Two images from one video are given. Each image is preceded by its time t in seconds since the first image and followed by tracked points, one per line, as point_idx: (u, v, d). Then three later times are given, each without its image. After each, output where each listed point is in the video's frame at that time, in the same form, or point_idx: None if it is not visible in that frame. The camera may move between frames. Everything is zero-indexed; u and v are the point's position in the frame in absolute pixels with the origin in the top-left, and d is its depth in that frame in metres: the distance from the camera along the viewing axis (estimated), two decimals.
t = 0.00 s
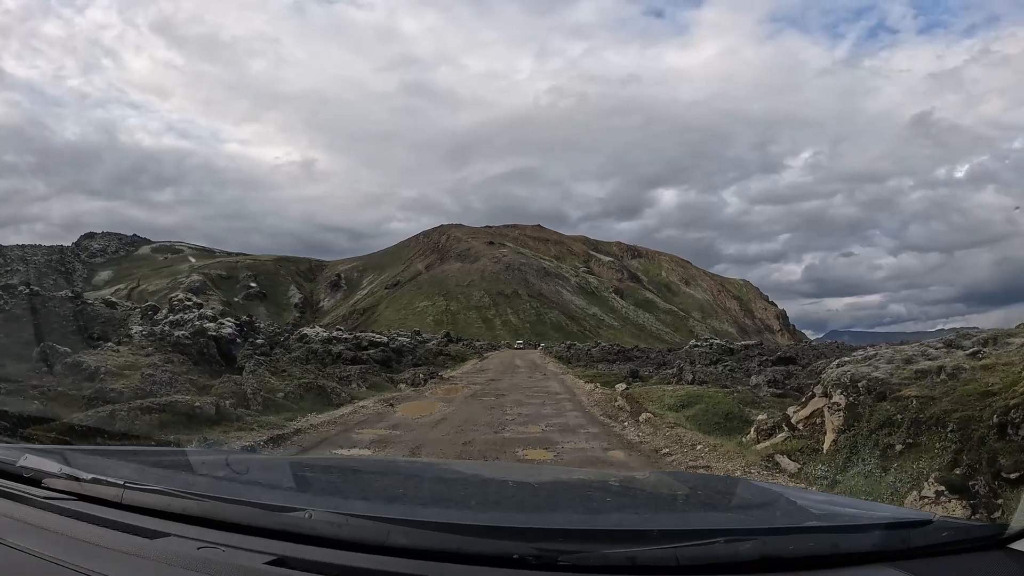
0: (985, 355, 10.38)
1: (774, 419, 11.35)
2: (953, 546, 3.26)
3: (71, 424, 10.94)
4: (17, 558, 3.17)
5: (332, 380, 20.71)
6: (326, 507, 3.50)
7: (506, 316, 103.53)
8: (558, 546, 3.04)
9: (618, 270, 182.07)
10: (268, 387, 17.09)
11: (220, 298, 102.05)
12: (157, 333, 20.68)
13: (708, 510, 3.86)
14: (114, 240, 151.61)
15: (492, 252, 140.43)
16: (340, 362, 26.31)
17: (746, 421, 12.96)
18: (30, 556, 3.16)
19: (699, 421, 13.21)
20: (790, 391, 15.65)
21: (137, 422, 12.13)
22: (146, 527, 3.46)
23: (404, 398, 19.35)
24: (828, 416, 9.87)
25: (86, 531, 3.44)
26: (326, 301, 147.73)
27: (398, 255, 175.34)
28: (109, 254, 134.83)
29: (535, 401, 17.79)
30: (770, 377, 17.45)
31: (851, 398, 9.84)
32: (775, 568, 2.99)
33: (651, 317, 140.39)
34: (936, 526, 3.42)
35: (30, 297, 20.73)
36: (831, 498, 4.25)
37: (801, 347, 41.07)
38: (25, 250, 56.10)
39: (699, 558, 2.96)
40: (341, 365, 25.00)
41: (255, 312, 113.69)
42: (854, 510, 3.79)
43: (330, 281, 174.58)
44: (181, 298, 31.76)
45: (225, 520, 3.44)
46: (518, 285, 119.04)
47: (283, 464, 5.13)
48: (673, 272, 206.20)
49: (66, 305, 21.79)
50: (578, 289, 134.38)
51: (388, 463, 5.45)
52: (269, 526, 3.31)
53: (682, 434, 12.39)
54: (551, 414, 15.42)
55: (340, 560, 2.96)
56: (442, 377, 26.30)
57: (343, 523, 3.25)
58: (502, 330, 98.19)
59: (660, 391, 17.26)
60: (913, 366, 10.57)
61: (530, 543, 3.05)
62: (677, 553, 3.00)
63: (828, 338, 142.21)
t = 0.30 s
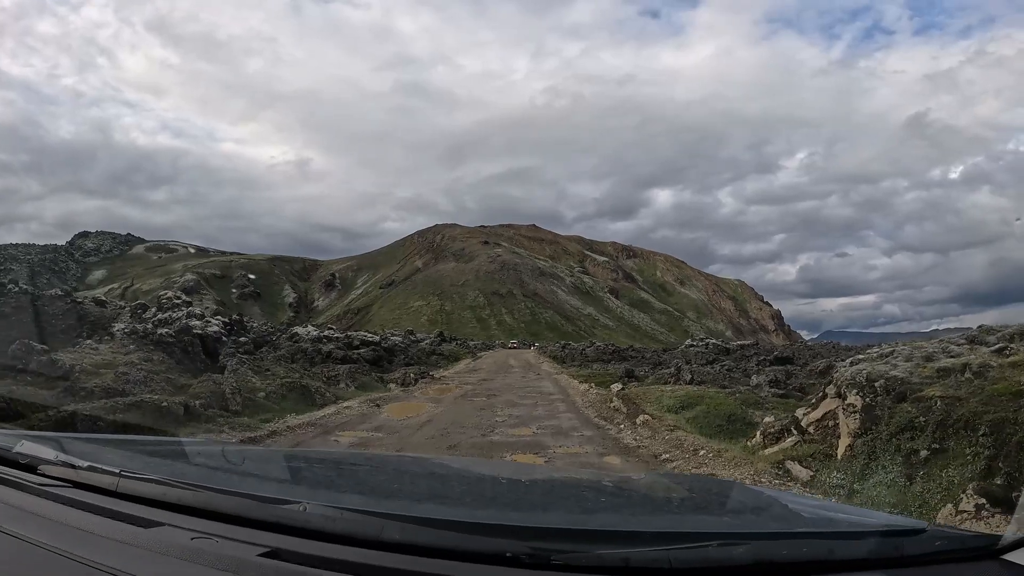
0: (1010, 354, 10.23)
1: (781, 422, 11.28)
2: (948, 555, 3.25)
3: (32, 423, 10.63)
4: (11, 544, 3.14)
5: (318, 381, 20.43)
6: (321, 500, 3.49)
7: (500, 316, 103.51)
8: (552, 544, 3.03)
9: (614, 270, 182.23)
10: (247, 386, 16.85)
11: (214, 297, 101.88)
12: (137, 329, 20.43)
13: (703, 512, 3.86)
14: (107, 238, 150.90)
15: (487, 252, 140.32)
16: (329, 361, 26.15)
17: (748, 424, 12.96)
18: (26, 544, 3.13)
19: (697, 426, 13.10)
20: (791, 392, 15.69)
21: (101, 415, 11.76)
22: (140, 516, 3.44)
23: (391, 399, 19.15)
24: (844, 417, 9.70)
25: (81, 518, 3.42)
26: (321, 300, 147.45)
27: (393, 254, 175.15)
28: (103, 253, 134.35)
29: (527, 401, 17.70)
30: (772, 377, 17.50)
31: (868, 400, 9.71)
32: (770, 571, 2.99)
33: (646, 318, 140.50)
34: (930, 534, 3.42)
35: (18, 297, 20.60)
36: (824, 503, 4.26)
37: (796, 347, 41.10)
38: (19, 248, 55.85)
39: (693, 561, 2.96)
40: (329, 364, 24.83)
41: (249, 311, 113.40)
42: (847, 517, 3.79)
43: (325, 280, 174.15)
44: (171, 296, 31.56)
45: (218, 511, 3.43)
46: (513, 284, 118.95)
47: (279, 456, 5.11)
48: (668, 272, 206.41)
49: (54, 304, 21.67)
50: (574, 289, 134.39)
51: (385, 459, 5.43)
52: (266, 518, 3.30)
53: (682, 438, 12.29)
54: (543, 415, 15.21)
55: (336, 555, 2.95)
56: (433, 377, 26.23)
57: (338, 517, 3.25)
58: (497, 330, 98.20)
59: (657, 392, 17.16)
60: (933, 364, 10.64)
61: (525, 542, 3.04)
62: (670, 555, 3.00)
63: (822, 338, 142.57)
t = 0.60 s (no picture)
0: None
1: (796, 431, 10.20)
2: (953, 535, 3.29)
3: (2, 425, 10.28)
4: (23, 547, 3.16)
5: (303, 383, 19.97)
6: (328, 493, 3.50)
7: (496, 315, 103.34)
8: (560, 532, 3.04)
9: (609, 270, 182.08)
10: (230, 390, 16.47)
11: (208, 298, 101.57)
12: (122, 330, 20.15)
13: (708, 496, 3.90)
14: (101, 238, 150.31)
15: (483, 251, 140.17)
16: (321, 362, 25.90)
17: (756, 433, 12.19)
18: (37, 546, 3.13)
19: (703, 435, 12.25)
20: (798, 393, 15.74)
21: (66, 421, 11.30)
22: (150, 515, 3.45)
23: (382, 401, 18.91)
24: (867, 428, 8.45)
25: (91, 519, 3.42)
26: (315, 300, 147.04)
27: (389, 254, 174.81)
28: (98, 253, 133.81)
29: (521, 402, 17.54)
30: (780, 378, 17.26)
31: (894, 406, 8.26)
32: (776, 556, 3.00)
33: (641, 317, 140.50)
34: (935, 515, 3.45)
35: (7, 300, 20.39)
36: (825, 486, 4.31)
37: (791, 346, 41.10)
38: (11, 249, 55.45)
39: (699, 546, 2.98)
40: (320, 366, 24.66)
41: (243, 313, 112.84)
42: (853, 499, 3.81)
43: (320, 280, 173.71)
44: (163, 297, 31.29)
45: (227, 508, 3.44)
46: (508, 284, 118.76)
47: (285, 451, 5.11)
48: (664, 272, 206.60)
49: (44, 305, 21.46)
50: (569, 288, 134.39)
51: (390, 450, 5.42)
52: (274, 513, 3.30)
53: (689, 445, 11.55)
54: (539, 420, 14.50)
55: (345, 548, 2.96)
56: (426, 378, 26.06)
57: (346, 509, 3.26)
58: (492, 329, 98.12)
59: (659, 397, 16.60)
60: (962, 367, 8.94)
61: (532, 530, 3.05)
62: (678, 540, 3.00)
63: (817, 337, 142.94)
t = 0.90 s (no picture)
0: None
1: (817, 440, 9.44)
2: (965, 522, 3.29)
3: None
4: (34, 567, 3.13)
5: (291, 387, 19.57)
6: (339, 504, 3.48)
7: (493, 315, 103.31)
8: (571, 533, 3.02)
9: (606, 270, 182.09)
10: (216, 394, 16.35)
11: (204, 298, 101.34)
12: (108, 330, 19.89)
13: (717, 491, 3.90)
14: (97, 238, 149.98)
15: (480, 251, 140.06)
16: (314, 364, 25.67)
17: (771, 443, 11.46)
18: (50, 566, 3.10)
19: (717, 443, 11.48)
20: (807, 396, 15.59)
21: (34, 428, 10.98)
22: (159, 532, 3.43)
23: (374, 404, 18.71)
24: (898, 437, 7.87)
25: (101, 537, 3.40)
26: (311, 301, 146.81)
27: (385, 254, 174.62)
28: (94, 253, 133.50)
29: (518, 406, 17.39)
30: (787, 382, 16.97)
31: (927, 415, 7.76)
32: (785, 550, 2.99)
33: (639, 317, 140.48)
34: (945, 502, 3.45)
35: None
36: (827, 478, 4.32)
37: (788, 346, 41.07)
38: (7, 249, 55.27)
39: (712, 541, 2.95)
40: (313, 368, 24.56)
41: (239, 313, 112.55)
42: (861, 490, 3.81)
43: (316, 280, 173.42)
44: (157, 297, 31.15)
45: (237, 522, 3.41)
46: (505, 284, 118.71)
47: (292, 463, 5.09)
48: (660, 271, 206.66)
49: (37, 305, 21.32)
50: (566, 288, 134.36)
51: (396, 458, 5.39)
52: (285, 525, 3.28)
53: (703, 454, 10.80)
54: (538, 427, 13.92)
55: (356, 558, 2.94)
56: (420, 379, 25.90)
57: (357, 519, 3.24)
58: (489, 329, 98.00)
59: (665, 401, 15.84)
60: (999, 372, 8.36)
61: (542, 532, 3.03)
62: (689, 537, 2.99)
63: (814, 336, 143.07)
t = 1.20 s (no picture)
0: None
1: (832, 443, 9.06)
2: (958, 553, 3.25)
3: None
4: (17, 549, 3.13)
5: (274, 387, 19.30)
6: (326, 504, 3.46)
7: (489, 315, 103.36)
8: (556, 546, 3.02)
9: (603, 271, 182.20)
10: (193, 393, 16.32)
11: (200, 298, 101.19)
12: (91, 326, 19.65)
13: (708, 513, 3.89)
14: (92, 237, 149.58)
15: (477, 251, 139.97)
16: (305, 363, 25.56)
17: (778, 442, 11.23)
18: (33, 551, 3.10)
19: (719, 444, 11.38)
20: (812, 396, 15.53)
21: None
22: (143, 521, 3.42)
23: (361, 405, 18.53)
24: (924, 438, 7.33)
25: (86, 523, 3.40)
26: (308, 300, 146.66)
27: (382, 254, 174.32)
28: (89, 253, 133.22)
29: (510, 406, 17.30)
30: (791, 381, 16.86)
31: (958, 415, 7.17)
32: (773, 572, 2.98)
33: (635, 317, 140.54)
34: (934, 534, 3.42)
35: None
36: (822, 504, 4.30)
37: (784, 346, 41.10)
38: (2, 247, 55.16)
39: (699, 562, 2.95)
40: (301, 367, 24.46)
41: (235, 313, 112.38)
42: (852, 518, 3.78)
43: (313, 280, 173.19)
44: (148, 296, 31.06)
45: (222, 516, 3.40)
46: (501, 284, 118.69)
47: (282, 461, 5.08)
48: (657, 272, 206.78)
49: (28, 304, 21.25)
50: (563, 288, 134.39)
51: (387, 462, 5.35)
52: (268, 522, 3.27)
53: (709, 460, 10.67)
54: (529, 428, 13.85)
55: (338, 559, 2.93)
56: (412, 379, 25.81)
57: (341, 521, 3.23)
58: (485, 330, 98.00)
59: (664, 402, 15.76)
60: None
61: (528, 544, 3.02)
62: (675, 556, 3.00)
63: (811, 336, 143.33)
